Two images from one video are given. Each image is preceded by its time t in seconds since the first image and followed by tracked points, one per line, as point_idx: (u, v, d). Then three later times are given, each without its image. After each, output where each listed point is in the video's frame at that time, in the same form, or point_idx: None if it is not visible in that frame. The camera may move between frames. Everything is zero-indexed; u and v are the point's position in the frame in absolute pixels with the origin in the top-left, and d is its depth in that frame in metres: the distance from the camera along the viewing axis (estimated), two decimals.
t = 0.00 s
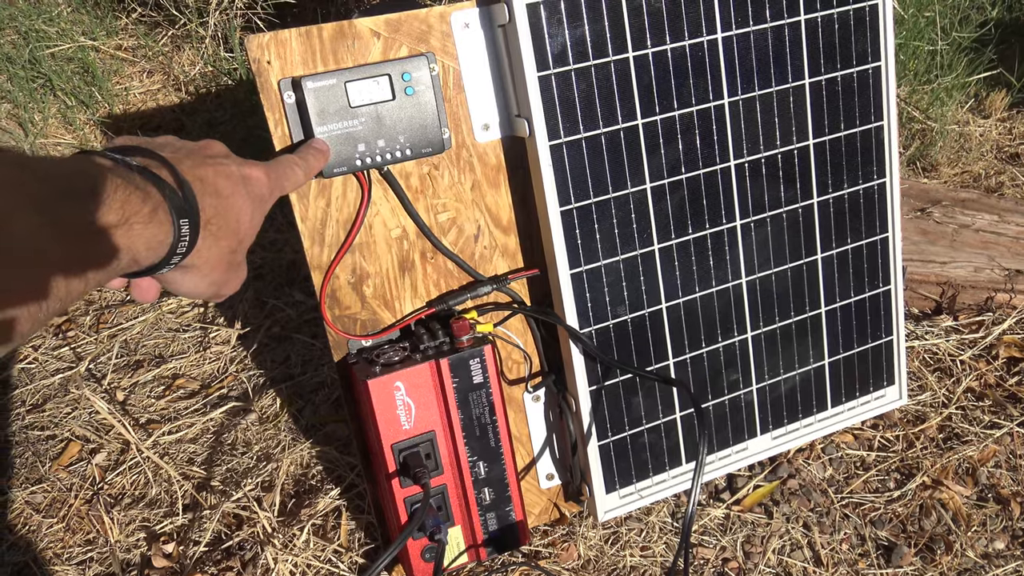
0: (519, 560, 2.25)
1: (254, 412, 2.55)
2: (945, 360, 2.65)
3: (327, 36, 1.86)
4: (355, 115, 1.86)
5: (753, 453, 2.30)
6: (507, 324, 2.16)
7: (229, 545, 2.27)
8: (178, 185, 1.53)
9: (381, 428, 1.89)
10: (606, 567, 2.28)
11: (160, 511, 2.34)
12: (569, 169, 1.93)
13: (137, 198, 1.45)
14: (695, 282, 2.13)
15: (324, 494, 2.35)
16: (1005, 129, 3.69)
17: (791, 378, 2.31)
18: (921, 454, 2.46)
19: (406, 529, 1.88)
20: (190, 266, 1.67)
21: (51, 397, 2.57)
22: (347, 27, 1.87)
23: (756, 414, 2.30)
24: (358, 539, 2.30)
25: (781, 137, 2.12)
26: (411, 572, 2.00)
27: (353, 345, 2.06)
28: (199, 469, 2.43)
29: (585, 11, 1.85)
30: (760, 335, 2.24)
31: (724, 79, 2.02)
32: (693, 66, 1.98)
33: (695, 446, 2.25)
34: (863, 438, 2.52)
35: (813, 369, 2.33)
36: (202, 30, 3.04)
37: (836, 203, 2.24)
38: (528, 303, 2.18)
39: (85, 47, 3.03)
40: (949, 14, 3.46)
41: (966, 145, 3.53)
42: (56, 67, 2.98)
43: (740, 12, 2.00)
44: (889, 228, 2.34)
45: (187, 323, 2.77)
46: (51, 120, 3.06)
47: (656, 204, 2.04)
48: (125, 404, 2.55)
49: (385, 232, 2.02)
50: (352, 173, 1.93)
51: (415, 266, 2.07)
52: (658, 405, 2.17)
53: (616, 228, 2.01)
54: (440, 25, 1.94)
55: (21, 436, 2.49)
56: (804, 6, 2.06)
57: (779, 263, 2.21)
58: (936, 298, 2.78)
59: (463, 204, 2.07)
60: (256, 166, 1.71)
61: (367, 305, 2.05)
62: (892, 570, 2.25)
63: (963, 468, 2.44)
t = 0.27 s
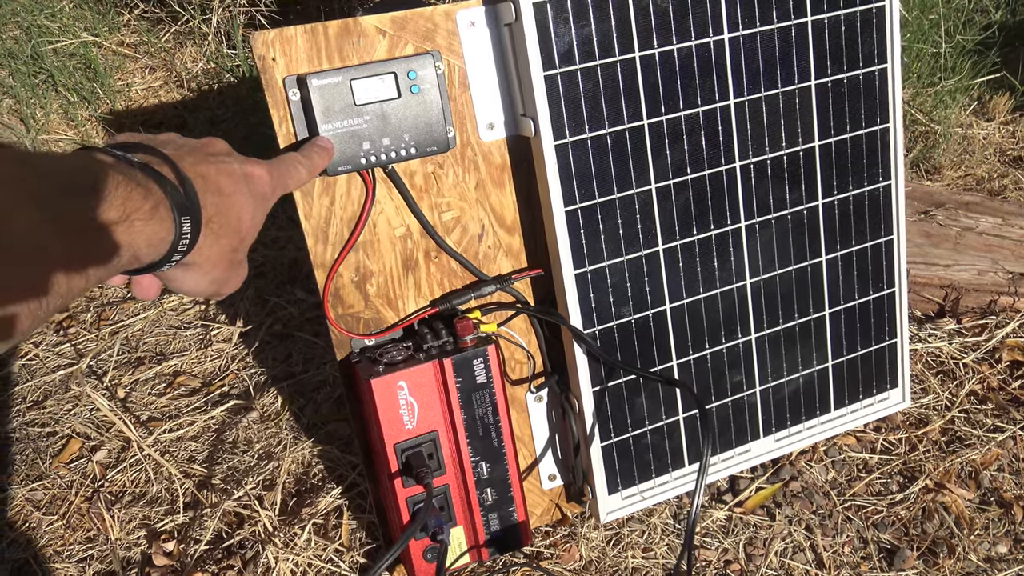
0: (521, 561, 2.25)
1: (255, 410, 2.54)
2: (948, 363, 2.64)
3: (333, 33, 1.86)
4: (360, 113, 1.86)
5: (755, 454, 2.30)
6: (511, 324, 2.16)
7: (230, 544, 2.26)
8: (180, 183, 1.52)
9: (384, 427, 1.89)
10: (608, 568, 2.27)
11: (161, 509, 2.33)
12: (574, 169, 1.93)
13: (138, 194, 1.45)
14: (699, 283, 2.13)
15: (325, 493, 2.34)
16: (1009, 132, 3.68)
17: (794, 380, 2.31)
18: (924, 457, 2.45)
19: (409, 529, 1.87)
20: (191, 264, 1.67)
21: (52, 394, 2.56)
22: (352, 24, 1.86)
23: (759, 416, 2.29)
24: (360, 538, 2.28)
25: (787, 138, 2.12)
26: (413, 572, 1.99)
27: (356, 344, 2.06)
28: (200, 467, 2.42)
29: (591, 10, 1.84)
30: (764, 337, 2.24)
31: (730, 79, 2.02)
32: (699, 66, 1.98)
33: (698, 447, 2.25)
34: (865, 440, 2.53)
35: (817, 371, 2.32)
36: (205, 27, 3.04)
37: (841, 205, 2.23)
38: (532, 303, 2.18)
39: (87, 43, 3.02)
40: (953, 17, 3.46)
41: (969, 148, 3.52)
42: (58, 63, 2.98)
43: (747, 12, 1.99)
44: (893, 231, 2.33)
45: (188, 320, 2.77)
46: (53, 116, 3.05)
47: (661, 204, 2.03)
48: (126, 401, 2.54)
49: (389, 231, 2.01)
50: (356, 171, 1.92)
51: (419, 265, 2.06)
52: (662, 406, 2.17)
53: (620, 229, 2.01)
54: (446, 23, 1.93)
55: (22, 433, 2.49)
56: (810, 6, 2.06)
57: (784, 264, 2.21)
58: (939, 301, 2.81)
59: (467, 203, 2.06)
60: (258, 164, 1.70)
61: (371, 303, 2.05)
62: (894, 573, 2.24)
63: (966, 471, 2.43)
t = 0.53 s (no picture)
0: (523, 562, 2.25)
1: (257, 411, 2.55)
2: (950, 365, 2.64)
3: (336, 35, 1.86)
4: (364, 115, 1.86)
5: (757, 456, 2.30)
6: (514, 325, 2.15)
7: (232, 545, 2.26)
8: (184, 185, 1.52)
9: (387, 429, 1.89)
10: (610, 570, 2.27)
11: (163, 509, 2.33)
12: (577, 171, 1.93)
13: (141, 197, 1.44)
14: (702, 286, 2.13)
15: (327, 495, 2.34)
16: (1010, 134, 3.69)
17: (796, 382, 2.31)
18: (926, 459, 2.45)
19: (411, 531, 1.87)
20: (195, 266, 1.66)
21: (54, 394, 2.56)
22: (356, 26, 1.86)
23: (761, 418, 2.29)
24: (362, 540, 2.29)
25: (789, 140, 2.12)
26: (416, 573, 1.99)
27: (359, 346, 2.05)
28: (202, 468, 2.41)
29: (595, 12, 1.84)
30: (766, 339, 2.24)
31: (733, 82, 2.02)
32: (702, 69, 1.98)
33: (700, 449, 2.25)
34: (867, 442, 2.52)
35: (819, 373, 2.32)
36: (207, 27, 3.04)
37: (844, 207, 2.23)
38: (535, 305, 2.18)
39: (89, 43, 3.02)
40: (954, 18, 3.47)
41: (971, 150, 3.52)
42: (60, 63, 2.98)
43: (750, 15, 2.00)
44: (896, 233, 2.33)
45: (190, 321, 2.77)
46: (54, 116, 3.05)
47: (664, 206, 2.03)
48: (128, 402, 2.54)
49: (392, 232, 2.01)
50: (360, 173, 1.92)
51: (422, 266, 2.06)
52: (664, 408, 2.17)
53: (623, 231, 2.01)
54: (450, 25, 1.93)
55: (24, 433, 2.49)
56: (814, 9, 2.06)
57: (786, 267, 2.21)
58: (941, 303, 2.80)
59: (470, 205, 2.06)
60: (263, 164, 1.70)
61: (374, 305, 2.05)
62: None
63: (968, 473, 2.43)
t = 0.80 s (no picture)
0: (525, 565, 2.25)
1: (259, 414, 2.55)
2: (951, 367, 2.65)
3: (339, 40, 1.86)
4: (365, 120, 1.86)
5: (759, 459, 2.30)
6: (516, 329, 2.16)
7: (234, 548, 2.26)
8: (178, 191, 1.50)
9: (389, 432, 1.89)
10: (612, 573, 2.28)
11: (166, 512, 2.34)
12: (579, 174, 1.93)
13: (134, 204, 1.43)
14: (704, 289, 2.13)
15: (330, 497, 2.34)
16: (1010, 136, 3.69)
17: (798, 385, 2.31)
18: (927, 462, 2.46)
19: (414, 536, 1.88)
20: (186, 268, 1.66)
21: (56, 397, 2.57)
22: (358, 31, 1.87)
23: (762, 421, 2.30)
24: (364, 543, 2.29)
25: (791, 144, 2.12)
26: None
27: (361, 349, 2.06)
28: (204, 470, 2.42)
29: (597, 16, 1.85)
30: (768, 342, 2.24)
31: (734, 85, 2.02)
32: (703, 73, 1.98)
33: (701, 452, 2.25)
34: (869, 444, 2.52)
35: (820, 375, 2.33)
36: (208, 31, 3.04)
37: (845, 210, 2.24)
38: (536, 308, 2.18)
39: (90, 46, 3.02)
40: (954, 20, 3.47)
41: (971, 151, 3.53)
42: (62, 66, 2.99)
43: (751, 18, 2.00)
44: (897, 236, 2.33)
45: (192, 324, 2.78)
46: (56, 119, 3.04)
47: (666, 210, 2.04)
48: (130, 404, 2.55)
49: (394, 236, 2.02)
50: (362, 177, 1.93)
51: (424, 270, 2.07)
52: (666, 411, 2.17)
53: (625, 234, 2.01)
54: (452, 29, 1.93)
55: (27, 436, 2.49)
56: (815, 12, 2.06)
57: (788, 270, 2.21)
58: (942, 305, 2.79)
59: (472, 209, 2.07)
60: (260, 162, 1.69)
61: (376, 308, 2.05)
62: None
63: (969, 476, 2.43)
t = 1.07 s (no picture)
0: (524, 564, 2.24)
1: (258, 410, 2.54)
2: (953, 369, 2.64)
3: (341, 34, 1.85)
4: (368, 114, 1.85)
5: (760, 460, 2.29)
6: (517, 326, 2.15)
7: (232, 545, 2.24)
8: (183, 188, 1.51)
9: (389, 430, 1.88)
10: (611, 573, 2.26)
11: (163, 509, 2.32)
12: (582, 171, 1.92)
13: (140, 200, 1.43)
14: (706, 288, 2.12)
15: (328, 495, 2.33)
16: (1013, 138, 3.68)
17: (800, 386, 2.30)
18: (929, 464, 2.44)
19: (412, 533, 1.87)
20: (190, 269, 1.66)
21: (54, 392, 2.55)
22: (361, 25, 1.86)
23: (763, 422, 2.29)
24: (362, 540, 2.28)
25: (795, 143, 2.11)
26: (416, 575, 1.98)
27: (361, 345, 2.04)
28: (202, 467, 2.40)
29: (601, 12, 1.83)
30: (770, 342, 2.23)
31: (739, 84, 2.01)
32: (707, 70, 1.97)
33: (702, 452, 2.24)
34: (870, 446, 2.51)
35: (822, 376, 2.32)
36: (210, 25, 3.03)
37: (848, 210, 2.23)
38: (538, 306, 2.17)
39: (91, 40, 3.01)
40: (958, 21, 3.47)
41: (975, 153, 3.52)
42: (62, 60, 2.98)
43: (757, 16, 1.99)
44: (900, 236, 2.32)
45: (191, 319, 2.76)
46: (56, 113, 3.05)
47: (668, 208, 2.02)
48: (128, 400, 2.54)
49: (395, 232, 2.01)
50: (363, 172, 1.91)
51: (425, 267, 2.05)
52: (666, 410, 2.16)
53: (627, 232, 2.00)
54: (455, 24, 1.92)
55: (24, 431, 2.48)
56: (820, 11, 2.05)
57: (790, 269, 2.20)
58: (944, 306, 2.77)
59: (474, 205, 2.05)
60: (263, 169, 1.68)
61: (376, 305, 2.04)
62: None
63: (971, 478, 2.42)
